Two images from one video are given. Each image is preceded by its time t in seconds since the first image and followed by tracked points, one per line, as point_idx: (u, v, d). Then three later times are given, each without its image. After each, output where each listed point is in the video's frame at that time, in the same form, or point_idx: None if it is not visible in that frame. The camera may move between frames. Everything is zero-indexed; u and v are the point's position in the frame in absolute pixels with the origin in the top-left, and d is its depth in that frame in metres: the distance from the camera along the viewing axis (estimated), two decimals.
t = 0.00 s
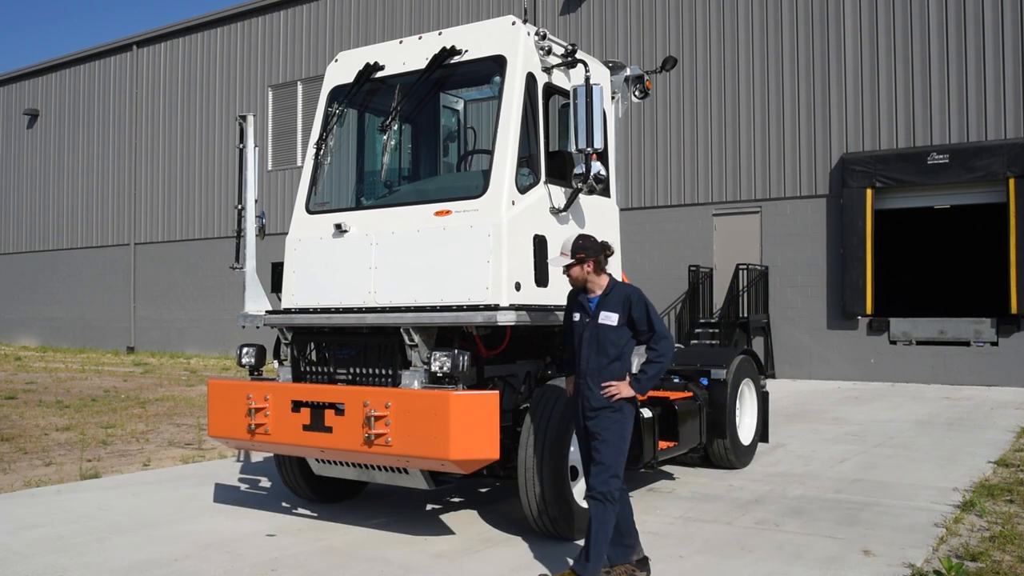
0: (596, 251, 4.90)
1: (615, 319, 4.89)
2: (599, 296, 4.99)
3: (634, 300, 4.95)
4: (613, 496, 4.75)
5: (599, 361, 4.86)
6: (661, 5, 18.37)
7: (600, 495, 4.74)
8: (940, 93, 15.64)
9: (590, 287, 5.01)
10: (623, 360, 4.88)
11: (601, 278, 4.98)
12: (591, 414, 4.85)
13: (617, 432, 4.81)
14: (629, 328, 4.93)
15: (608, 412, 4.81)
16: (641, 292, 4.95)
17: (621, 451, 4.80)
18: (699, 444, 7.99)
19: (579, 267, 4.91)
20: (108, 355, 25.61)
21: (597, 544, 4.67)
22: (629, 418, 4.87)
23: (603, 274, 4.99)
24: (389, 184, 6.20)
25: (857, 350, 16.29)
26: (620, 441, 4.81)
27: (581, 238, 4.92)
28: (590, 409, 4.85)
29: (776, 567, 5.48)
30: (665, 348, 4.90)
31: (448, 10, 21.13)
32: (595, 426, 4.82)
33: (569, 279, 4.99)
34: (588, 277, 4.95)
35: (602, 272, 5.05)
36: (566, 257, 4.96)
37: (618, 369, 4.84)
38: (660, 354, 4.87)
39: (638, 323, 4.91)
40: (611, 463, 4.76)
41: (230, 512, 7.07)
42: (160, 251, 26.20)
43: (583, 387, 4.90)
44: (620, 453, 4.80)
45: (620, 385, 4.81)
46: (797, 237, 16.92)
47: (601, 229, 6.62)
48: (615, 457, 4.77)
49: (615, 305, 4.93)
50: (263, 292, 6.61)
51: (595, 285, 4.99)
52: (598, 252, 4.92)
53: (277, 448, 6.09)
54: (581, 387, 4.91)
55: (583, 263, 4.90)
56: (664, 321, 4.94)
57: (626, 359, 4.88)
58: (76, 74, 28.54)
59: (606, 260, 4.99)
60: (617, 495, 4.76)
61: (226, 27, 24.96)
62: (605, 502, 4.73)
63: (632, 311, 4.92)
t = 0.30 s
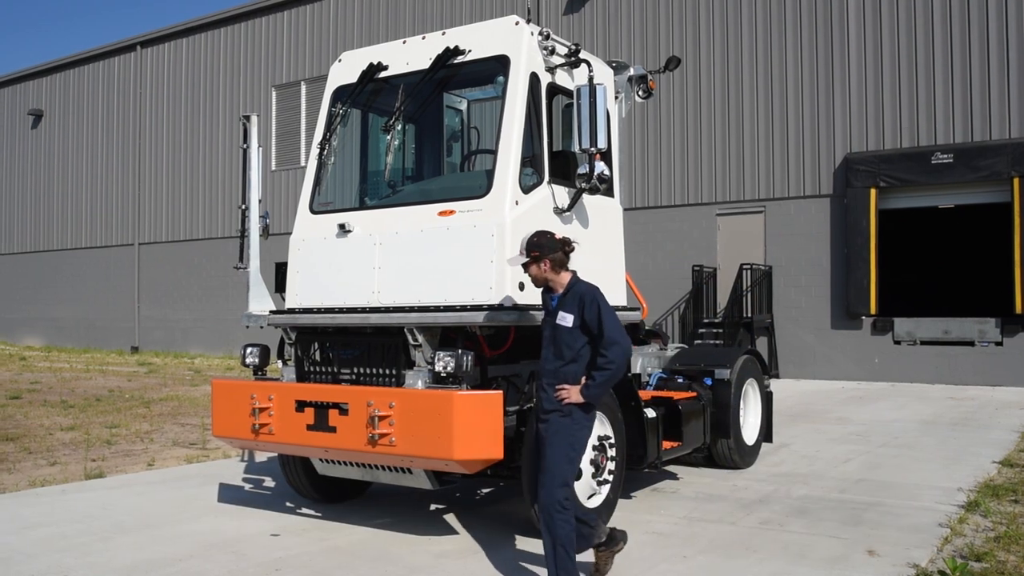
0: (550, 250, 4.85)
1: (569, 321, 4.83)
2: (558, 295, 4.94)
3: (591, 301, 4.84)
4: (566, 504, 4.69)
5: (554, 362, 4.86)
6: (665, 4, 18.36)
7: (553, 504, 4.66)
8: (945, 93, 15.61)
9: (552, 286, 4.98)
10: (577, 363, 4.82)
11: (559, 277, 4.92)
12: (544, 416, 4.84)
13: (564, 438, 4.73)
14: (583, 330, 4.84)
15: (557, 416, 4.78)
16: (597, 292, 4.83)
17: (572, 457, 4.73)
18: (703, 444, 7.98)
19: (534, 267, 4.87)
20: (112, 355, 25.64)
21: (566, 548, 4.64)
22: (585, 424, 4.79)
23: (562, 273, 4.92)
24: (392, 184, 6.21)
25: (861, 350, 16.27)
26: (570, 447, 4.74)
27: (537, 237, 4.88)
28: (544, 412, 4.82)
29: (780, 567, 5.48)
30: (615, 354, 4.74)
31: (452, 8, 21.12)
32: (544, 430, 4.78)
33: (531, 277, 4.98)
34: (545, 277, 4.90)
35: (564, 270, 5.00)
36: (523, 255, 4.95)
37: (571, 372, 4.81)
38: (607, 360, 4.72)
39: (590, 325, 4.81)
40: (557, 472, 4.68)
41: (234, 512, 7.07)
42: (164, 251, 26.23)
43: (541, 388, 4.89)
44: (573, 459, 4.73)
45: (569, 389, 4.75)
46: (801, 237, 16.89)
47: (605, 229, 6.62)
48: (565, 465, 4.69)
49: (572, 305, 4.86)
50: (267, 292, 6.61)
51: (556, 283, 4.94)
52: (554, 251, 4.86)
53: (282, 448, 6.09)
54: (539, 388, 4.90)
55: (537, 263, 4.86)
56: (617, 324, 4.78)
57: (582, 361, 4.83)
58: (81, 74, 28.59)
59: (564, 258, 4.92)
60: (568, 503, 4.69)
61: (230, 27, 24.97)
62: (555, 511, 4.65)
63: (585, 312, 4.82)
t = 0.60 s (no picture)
0: (506, 243, 4.90)
1: (523, 317, 4.86)
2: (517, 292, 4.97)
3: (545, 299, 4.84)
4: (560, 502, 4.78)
5: (512, 361, 4.90)
6: (672, 3, 18.34)
7: (543, 503, 4.75)
8: (954, 92, 15.56)
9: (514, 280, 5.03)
10: (534, 360, 4.85)
11: (516, 272, 4.94)
12: (509, 417, 4.88)
13: (531, 440, 4.80)
14: (538, 328, 4.85)
15: (519, 417, 4.82)
16: (550, 290, 4.84)
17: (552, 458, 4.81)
18: (711, 444, 7.97)
19: (494, 261, 4.93)
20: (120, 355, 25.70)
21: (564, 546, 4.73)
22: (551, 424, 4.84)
23: (520, 269, 4.95)
24: (400, 183, 6.22)
25: (869, 350, 16.22)
26: (541, 447, 4.80)
27: (496, 232, 4.95)
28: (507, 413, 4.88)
29: (788, 566, 5.47)
30: (563, 354, 4.71)
31: (459, 9, 21.11)
32: (515, 434, 4.83)
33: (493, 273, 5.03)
34: (505, 272, 4.95)
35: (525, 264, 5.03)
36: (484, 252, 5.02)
37: (527, 371, 4.83)
38: (555, 359, 4.71)
39: (541, 323, 4.82)
40: (539, 473, 4.76)
41: (241, 512, 7.09)
42: (172, 251, 26.28)
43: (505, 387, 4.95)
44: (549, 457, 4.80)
45: (526, 391, 4.79)
46: (809, 236, 16.85)
47: (612, 229, 6.62)
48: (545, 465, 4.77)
49: (527, 303, 4.88)
50: (274, 293, 6.62)
51: (516, 279, 4.97)
52: (513, 245, 4.90)
53: (289, 448, 6.11)
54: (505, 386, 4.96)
55: (497, 257, 4.92)
56: (565, 323, 4.77)
57: (537, 361, 4.84)
58: (89, 75, 28.67)
59: (522, 253, 4.94)
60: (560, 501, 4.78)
61: (237, 27, 25.02)
62: (547, 510, 4.76)
63: (537, 310, 4.83)
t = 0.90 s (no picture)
0: (453, 248, 4.84)
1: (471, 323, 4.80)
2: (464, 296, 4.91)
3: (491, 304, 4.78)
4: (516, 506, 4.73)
5: (461, 366, 4.82)
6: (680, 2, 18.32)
7: (500, 511, 4.70)
8: (964, 91, 15.50)
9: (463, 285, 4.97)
10: (483, 366, 4.78)
11: (463, 277, 4.89)
12: (460, 426, 4.79)
13: (482, 447, 4.71)
14: (485, 333, 4.78)
15: (470, 424, 4.73)
16: (496, 294, 4.78)
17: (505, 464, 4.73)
18: (720, 444, 7.96)
19: (442, 266, 4.87)
20: (131, 355, 25.81)
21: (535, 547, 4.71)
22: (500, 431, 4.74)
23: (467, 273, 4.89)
24: (409, 184, 6.23)
25: (879, 350, 16.17)
26: (492, 453, 4.71)
27: (444, 237, 4.89)
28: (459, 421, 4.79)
29: (798, 567, 5.46)
30: (510, 358, 4.66)
31: (468, 9, 21.12)
32: (466, 442, 4.74)
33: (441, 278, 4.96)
34: (453, 277, 4.89)
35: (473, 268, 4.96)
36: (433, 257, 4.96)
37: (477, 377, 4.76)
38: (501, 363, 4.65)
39: (489, 328, 4.76)
40: (492, 480, 4.69)
41: (250, 511, 7.10)
42: (182, 251, 26.37)
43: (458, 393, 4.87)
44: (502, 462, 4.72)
45: (475, 397, 4.71)
46: (820, 236, 16.80)
47: (621, 229, 6.61)
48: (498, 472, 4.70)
49: (474, 308, 4.83)
50: (284, 293, 6.64)
51: (463, 284, 4.91)
52: (462, 249, 4.84)
53: (299, 448, 6.12)
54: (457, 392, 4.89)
55: (445, 262, 4.86)
56: (511, 327, 4.71)
57: (486, 366, 4.77)
58: (99, 76, 28.81)
59: (470, 257, 4.88)
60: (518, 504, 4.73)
61: (246, 28, 25.10)
62: (506, 517, 4.71)
63: (483, 315, 4.77)
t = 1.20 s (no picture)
0: (405, 241, 4.84)
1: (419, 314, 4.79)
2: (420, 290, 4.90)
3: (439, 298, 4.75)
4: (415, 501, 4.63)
5: (413, 361, 4.82)
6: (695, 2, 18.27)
7: (391, 501, 4.60)
8: (981, 89, 15.39)
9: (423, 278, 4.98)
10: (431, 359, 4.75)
11: (418, 271, 4.88)
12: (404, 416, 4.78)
13: (404, 436, 4.67)
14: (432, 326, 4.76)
15: (411, 415, 4.71)
16: (443, 286, 4.75)
17: (423, 456, 4.62)
18: (736, 445, 7.93)
19: (398, 259, 4.90)
20: (147, 355, 25.98)
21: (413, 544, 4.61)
22: (432, 423, 4.65)
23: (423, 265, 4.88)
24: (423, 184, 6.23)
25: (895, 351, 16.08)
26: (410, 443, 4.64)
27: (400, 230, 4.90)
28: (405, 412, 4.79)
29: (814, 569, 5.43)
30: (447, 350, 4.61)
31: (481, 10, 21.11)
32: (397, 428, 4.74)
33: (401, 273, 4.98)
34: (408, 270, 4.90)
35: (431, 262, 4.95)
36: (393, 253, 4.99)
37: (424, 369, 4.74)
38: (438, 355, 4.61)
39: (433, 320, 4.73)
40: (394, 468, 4.61)
41: (266, 511, 7.12)
42: (198, 252, 26.50)
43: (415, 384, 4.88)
44: (421, 454, 4.62)
45: (417, 389, 4.69)
46: (836, 236, 16.71)
47: (635, 229, 6.60)
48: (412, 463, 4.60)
49: (425, 301, 4.81)
50: (299, 293, 6.66)
51: (419, 278, 4.90)
52: (413, 241, 4.84)
53: (314, 447, 6.13)
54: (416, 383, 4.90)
55: (400, 256, 4.88)
56: (452, 320, 4.66)
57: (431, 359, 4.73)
58: (115, 78, 29.00)
59: (424, 251, 4.86)
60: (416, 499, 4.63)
61: (261, 30, 25.20)
62: (397, 508, 4.60)
63: (430, 308, 4.76)
